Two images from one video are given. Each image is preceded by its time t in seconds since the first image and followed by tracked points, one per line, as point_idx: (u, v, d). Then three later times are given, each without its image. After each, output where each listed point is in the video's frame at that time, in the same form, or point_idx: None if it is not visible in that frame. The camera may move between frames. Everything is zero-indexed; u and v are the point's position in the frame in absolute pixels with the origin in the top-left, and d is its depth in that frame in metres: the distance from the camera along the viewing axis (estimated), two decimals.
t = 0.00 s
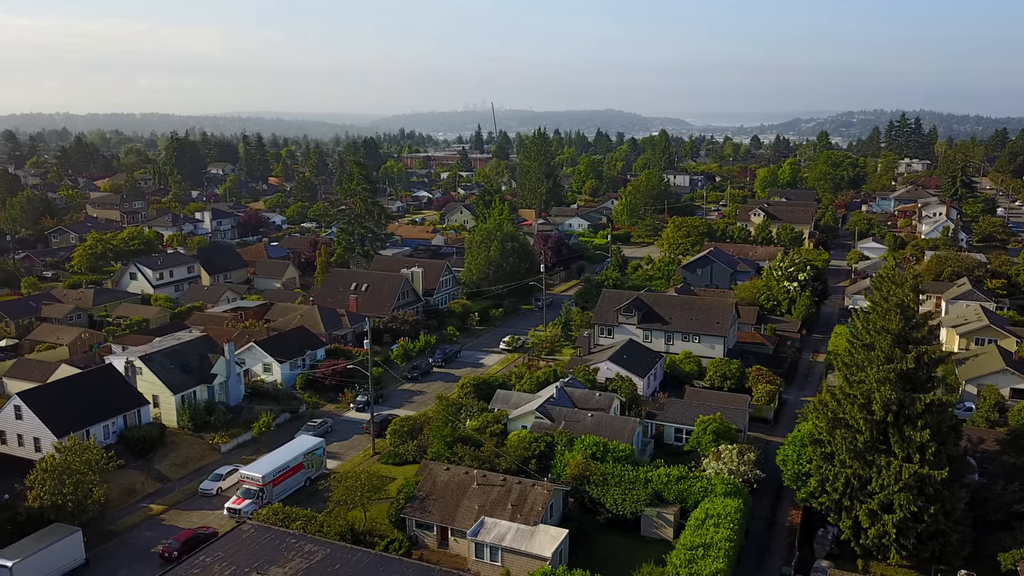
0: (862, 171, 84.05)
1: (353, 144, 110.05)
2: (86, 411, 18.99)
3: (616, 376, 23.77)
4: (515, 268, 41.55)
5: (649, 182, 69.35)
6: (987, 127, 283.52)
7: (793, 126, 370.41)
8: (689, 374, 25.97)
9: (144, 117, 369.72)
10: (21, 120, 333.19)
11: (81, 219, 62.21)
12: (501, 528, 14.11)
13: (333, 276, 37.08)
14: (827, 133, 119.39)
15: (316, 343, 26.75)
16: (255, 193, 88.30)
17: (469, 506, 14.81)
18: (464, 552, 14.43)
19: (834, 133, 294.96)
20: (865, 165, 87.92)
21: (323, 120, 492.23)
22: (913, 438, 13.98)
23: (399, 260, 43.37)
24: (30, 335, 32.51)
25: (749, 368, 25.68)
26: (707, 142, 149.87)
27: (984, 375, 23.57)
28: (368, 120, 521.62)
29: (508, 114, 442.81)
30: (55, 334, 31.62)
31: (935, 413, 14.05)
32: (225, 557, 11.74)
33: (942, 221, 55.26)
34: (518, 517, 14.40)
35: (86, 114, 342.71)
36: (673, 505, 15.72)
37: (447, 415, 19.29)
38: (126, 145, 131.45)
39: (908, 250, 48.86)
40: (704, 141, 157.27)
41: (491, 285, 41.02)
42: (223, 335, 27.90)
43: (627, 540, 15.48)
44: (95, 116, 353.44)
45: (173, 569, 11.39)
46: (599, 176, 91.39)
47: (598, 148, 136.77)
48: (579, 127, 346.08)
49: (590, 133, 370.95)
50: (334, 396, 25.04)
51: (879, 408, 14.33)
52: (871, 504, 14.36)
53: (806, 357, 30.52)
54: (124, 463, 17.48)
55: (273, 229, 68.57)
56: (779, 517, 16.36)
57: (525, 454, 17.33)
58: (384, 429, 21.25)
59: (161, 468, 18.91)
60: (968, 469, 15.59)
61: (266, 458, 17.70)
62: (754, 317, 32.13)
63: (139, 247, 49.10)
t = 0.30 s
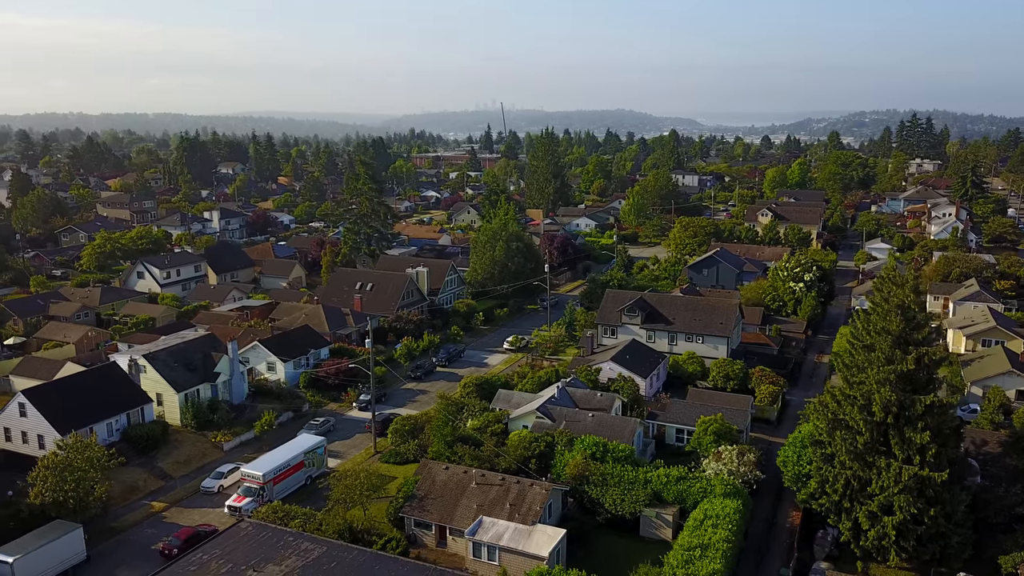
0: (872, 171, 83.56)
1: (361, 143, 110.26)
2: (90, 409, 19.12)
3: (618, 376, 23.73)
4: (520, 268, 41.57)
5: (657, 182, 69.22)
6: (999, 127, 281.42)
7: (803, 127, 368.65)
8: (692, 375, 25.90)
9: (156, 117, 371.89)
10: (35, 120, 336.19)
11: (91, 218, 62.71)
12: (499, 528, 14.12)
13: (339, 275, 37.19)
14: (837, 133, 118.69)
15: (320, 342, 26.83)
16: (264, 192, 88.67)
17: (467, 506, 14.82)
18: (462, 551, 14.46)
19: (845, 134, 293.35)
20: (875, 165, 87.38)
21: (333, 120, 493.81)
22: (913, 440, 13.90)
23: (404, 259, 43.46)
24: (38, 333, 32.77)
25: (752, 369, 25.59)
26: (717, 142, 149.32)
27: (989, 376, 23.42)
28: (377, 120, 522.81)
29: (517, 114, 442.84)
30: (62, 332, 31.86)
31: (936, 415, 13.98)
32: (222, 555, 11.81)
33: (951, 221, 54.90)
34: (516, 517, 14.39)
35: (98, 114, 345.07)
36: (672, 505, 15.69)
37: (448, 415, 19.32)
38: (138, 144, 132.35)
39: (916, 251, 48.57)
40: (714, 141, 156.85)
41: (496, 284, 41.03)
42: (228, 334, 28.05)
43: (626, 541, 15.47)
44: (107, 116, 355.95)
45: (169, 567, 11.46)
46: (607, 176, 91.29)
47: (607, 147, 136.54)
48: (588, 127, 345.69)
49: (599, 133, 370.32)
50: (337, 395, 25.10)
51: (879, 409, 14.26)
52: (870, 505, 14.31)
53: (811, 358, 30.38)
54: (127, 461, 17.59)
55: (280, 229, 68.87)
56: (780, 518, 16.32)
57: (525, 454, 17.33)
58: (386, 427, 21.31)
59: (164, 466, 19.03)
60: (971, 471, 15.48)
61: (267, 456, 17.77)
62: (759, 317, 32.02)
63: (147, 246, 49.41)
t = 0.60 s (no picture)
0: (881, 171, 83.14)
1: (370, 143, 110.43)
2: (92, 407, 19.24)
3: (619, 377, 23.70)
4: (525, 268, 41.57)
5: (664, 182, 69.06)
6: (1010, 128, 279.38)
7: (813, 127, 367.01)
8: (695, 375, 25.83)
9: (166, 117, 373.88)
10: (47, 120, 338.82)
11: (99, 217, 63.12)
12: (496, 527, 14.14)
13: (343, 274, 37.29)
14: (847, 133, 118.10)
15: (323, 342, 26.92)
16: (273, 192, 88.98)
17: (465, 505, 14.83)
18: (460, 550, 14.47)
19: (855, 134, 291.85)
20: (884, 165, 86.88)
21: (342, 120, 495.13)
22: (912, 441, 13.84)
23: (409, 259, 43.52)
24: (44, 331, 32.99)
25: (755, 369, 25.51)
26: (726, 143, 148.80)
27: (994, 378, 23.26)
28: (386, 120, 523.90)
29: (526, 114, 442.73)
30: (68, 330, 32.08)
31: (935, 416, 13.91)
32: (218, 552, 11.87)
33: (959, 222, 54.55)
34: (513, 517, 14.38)
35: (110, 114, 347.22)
36: (671, 506, 15.67)
37: (448, 415, 19.36)
38: (149, 144, 133.04)
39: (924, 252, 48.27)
40: (724, 141, 156.39)
41: (500, 284, 41.04)
42: (232, 333, 28.18)
43: (624, 541, 15.47)
44: (118, 116, 358.12)
45: (165, 565, 11.50)
46: (614, 176, 91.14)
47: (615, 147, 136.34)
48: (597, 127, 345.36)
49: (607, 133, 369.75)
50: (339, 394, 25.17)
51: (878, 411, 14.20)
52: (870, 506, 14.25)
53: (815, 358, 30.27)
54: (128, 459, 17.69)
55: (288, 229, 69.07)
56: (779, 519, 16.27)
57: (524, 454, 17.34)
58: (386, 427, 21.37)
59: (166, 464, 19.13)
60: (972, 473, 15.40)
61: (267, 455, 17.84)
62: (763, 318, 31.92)
63: (154, 245, 49.68)
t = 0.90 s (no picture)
0: (890, 171, 82.78)
1: (377, 143, 110.70)
2: (94, 405, 19.37)
3: (620, 377, 23.68)
4: (529, 267, 41.57)
5: (671, 182, 68.92)
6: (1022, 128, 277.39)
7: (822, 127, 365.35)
8: (697, 376, 25.77)
9: (176, 117, 375.85)
10: (59, 121, 341.23)
11: (108, 217, 63.53)
12: (494, 526, 14.17)
13: (348, 274, 37.39)
14: (857, 133, 117.56)
15: (325, 341, 27.01)
16: (281, 192, 89.36)
17: (462, 504, 14.86)
18: (457, 549, 14.51)
19: (865, 134, 290.49)
20: (893, 165, 86.44)
21: (351, 121, 496.37)
22: (911, 442, 13.78)
23: (413, 259, 43.59)
24: (50, 330, 33.24)
25: (757, 370, 25.42)
26: (735, 143, 148.37)
27: (998, 380, 23.12)
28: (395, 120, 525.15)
29: (534, 114, 442.63)
30: (73, 329, 32.31)
31: (934, 418, 13.85)
32: (215, 550, 11.92)
33: (967, 223, 54.26)
34: (510, 517, 14.40)
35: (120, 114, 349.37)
36: (669, 506, 15.65)
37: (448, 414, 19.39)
38: (159, 143, 133.80)
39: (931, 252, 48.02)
40: (733, 141, 155.99)
41: (504, 284, 41.09)
42: (235, 331, 28.34)
43: (622, 541, 15.47)
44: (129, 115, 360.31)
45: (161, 563, 11.57)
46: (622, 176, 91.04)
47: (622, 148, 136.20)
48: (605, 127, 344.93)
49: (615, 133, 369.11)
50: (342, 393, 25.23)
51: (876, 412, 14.14)
52: (868, 508, 14.19)
53: (819, 359, 30.15)
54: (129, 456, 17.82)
55: (294, 228, 69.30)
56: (778, 520, 16.24)
57: (523, 454, 17.35)
58: (387, 426, 21.41)
59: (167, 462, 19.24)
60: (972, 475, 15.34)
61: (267, 453, 17.91)
62: (767, 318, 31.82)
63: (161, 244, 49.95)
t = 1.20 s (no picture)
0: (897, 171, 82.39)
1: (384, 143, 110.88)
2: (96, 403, 19.48)
3: (620, 377, 23.66)
4: (532, 267, 41.57)
5: (676, 182, 68.77)
6: None
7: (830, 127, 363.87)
8: (698, 376, 25.73)
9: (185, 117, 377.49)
10: (68, 121, 343.15)
11: (115, 216, 63.91)
12: (490, 526, 14.18)
13: (351, 273, 37.47)
14: (865, 134, 117.01)
15: (327, 340, 27.08)
16: (287, 191, 89.62)
17: (459, 504, 14.87)
18: (453, 549, 14.52)
19: (874, 134, 289.15)
20: (901, 165, 86.00)
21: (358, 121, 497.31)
22: (909, 444, 13.72)
23: (417, 258, 43.65)
24: (55, 328, 33.45)
25: (759, 370, 25.34)
26: (743, 143, 147.91)
27: (1002, 381, 22.98)
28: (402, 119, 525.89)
29: (541, 114, 442.41)
30: (78, 328, 32.48)
31: (932, 419, 13.81)
32: (210, 548, 11.98)
33: (974, 223, 53.97)
34: (507, 516, 14.41)
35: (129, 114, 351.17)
36: (666, 507, 15.63)
37: (447, 413, 19.41)
38: (168, 143, 134.03)
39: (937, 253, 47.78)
40: (742, 141, 155.49)
41: (508, 284, 41.09)
42: (237, 331, 28.46)
43: (618, 541, 15.46)
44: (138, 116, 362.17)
45: (157, 560, 11.62)
46: (628, 176, 90.91)
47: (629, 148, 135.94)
48: (612, 127, 344.51)
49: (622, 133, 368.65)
50: (343, 392, 25.27)
51: (874, 413, 14.10)
52: (866, 509, 14.13)
53: (822, 360, 30.04)
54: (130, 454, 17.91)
55: (300, 228, 69.50)
56: (776, 521, 16.20)
57: (521, 453, 17.35)
58: (387, 425, 21.45)
59: (168, 461, 19.33)
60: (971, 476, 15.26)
61: (267, 452, 17.97)
62: (770, 319, 31.73)
63: (166, 244, 50.18)
